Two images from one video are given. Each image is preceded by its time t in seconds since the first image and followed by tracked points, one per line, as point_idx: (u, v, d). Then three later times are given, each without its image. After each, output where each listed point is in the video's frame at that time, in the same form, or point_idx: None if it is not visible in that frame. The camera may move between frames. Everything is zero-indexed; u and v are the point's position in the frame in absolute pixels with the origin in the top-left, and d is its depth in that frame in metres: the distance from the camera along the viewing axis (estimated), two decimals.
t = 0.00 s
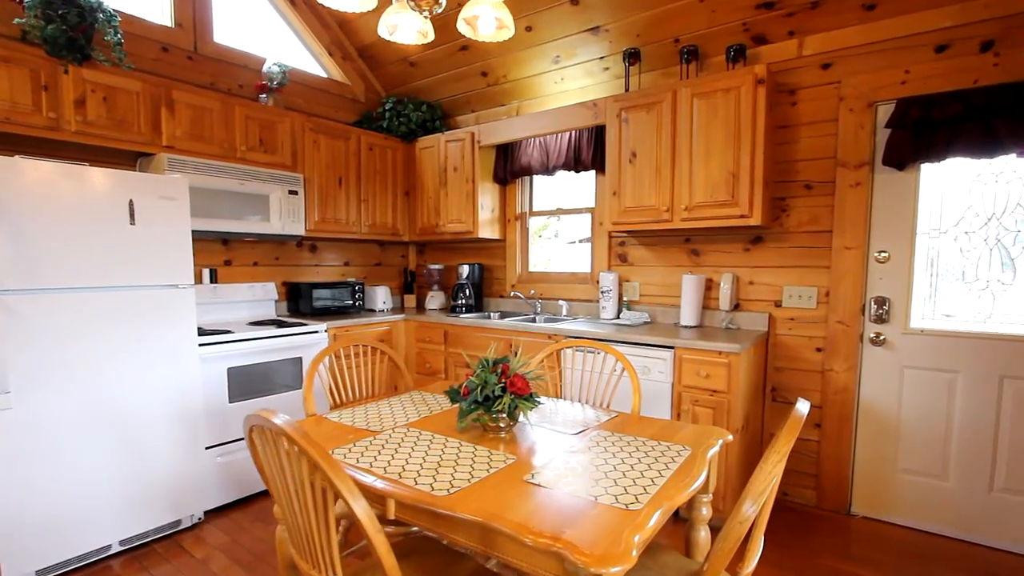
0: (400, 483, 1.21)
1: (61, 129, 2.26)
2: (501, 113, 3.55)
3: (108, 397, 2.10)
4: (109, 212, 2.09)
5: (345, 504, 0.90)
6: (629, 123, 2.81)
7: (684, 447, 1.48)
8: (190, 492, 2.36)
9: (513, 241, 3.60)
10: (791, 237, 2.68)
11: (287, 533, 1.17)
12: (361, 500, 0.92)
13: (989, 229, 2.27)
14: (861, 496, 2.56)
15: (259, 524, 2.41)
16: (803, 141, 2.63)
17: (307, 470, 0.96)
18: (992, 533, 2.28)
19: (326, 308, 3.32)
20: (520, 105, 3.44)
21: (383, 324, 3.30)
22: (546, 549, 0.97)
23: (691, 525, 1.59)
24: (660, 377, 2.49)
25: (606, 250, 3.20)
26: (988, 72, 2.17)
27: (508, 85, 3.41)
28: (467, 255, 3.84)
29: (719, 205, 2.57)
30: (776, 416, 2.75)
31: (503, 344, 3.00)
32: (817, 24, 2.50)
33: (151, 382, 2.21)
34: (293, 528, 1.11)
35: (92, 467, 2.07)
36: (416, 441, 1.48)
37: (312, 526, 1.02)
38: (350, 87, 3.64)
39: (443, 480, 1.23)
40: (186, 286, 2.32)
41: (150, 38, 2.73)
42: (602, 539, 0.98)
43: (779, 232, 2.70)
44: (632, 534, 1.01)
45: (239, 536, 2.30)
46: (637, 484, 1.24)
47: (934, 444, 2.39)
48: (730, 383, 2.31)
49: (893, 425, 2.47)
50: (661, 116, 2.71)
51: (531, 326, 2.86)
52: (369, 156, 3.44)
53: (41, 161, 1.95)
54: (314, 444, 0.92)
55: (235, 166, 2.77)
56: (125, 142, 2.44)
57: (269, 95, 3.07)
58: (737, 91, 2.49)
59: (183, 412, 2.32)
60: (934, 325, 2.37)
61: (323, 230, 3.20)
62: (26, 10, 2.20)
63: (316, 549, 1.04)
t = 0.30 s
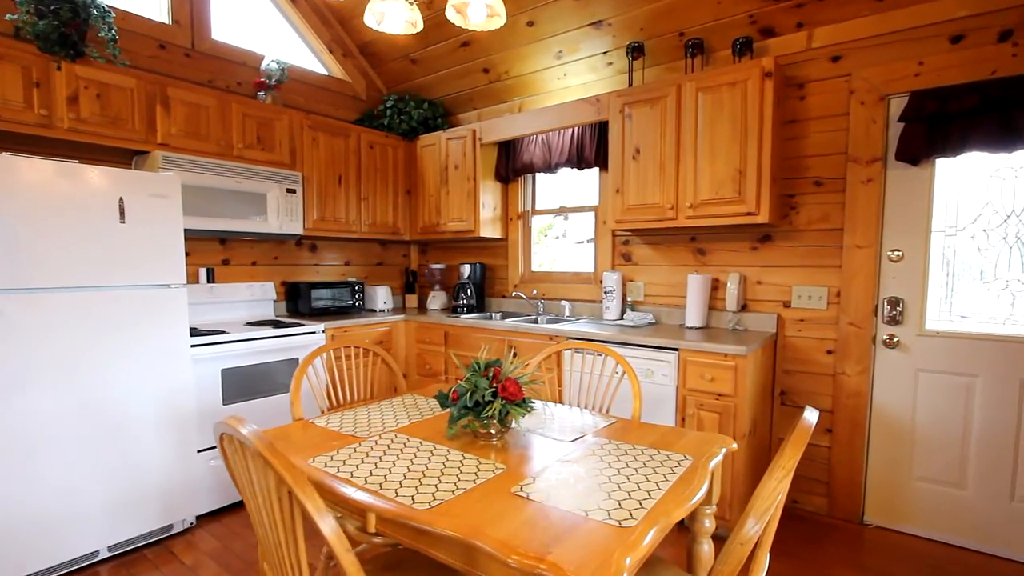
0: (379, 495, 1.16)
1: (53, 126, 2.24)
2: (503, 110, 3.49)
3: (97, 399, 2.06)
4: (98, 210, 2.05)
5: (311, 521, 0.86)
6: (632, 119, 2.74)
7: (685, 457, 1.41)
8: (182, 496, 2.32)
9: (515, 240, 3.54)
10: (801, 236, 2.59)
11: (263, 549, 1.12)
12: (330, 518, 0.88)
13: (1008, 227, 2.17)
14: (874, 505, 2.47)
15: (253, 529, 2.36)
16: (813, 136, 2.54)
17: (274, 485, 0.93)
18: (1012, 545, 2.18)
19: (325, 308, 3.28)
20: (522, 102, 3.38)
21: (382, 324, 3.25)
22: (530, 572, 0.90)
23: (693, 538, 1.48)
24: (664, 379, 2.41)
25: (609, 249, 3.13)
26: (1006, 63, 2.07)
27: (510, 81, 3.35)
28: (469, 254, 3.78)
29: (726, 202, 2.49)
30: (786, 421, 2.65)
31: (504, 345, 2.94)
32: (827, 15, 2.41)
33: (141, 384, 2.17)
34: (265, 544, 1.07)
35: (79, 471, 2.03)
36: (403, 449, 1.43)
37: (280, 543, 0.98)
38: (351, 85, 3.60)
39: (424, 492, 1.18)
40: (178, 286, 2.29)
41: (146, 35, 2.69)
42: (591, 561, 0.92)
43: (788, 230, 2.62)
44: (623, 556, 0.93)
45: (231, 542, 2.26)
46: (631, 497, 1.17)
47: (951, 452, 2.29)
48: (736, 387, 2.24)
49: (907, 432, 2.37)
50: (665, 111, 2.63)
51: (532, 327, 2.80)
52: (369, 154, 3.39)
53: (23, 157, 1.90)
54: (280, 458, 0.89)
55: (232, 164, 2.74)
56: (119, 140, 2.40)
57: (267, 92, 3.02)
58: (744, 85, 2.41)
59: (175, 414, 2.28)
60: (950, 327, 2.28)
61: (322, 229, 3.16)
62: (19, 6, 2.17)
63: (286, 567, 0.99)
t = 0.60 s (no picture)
0: (357, 505, 1.11)
1: (54, 127, 2.22)
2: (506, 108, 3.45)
3: (91, 400, 2.05)
4: (94, 210, 2.05)
5: (274, 537, 0.83)
6: (636, 115, 2.67)
7: (685, 467, 1.33)
8: (178, 499, 2.30)
9: (518, 240, 3.49)
10: (811, 234, 2.50)
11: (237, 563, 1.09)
12: (294, 533, 0.84)
13: None
14: (892, 516, 2.36)
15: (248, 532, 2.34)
16: (823, 131, 2.45)
17: (240, 496, 0.89)
18: None
19: (327, 309, 3.26)
20: (525, 101, 3.34)
21: (384, 324, 3.22)
22: None
23: (697, 553, 1.33)
24: (668, 383, 2.33)
25: (613, 249, 3.07)
26: None
27: (513, 79, 3.31)
28: (472, 254, 3.74)
29: (732, 199, 2.41)
30: (797, 426, 2.56)
31: (505, 347, 2.89)
32: (838, 5, 2.32)
33: (136, 386, 2.16)
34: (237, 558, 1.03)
35: (74, 472, 2.02)
36: (389, 455, 1.38)
37: (248, 557, 0.94)
38: (354, 85, 3.59)
39: (403, 503, 1.13)
40: (174, 286, 2.27)
41: (148, 36, 2.69)
42: None
43: (798, 229, 2.53)
44: None
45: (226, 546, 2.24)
46: (621, 511, 1.10)
47: (973, 460, 2.18)
48: (743, 392, 2.15)
49: (926, 439, 2.27)
50: (669, 107, 2.57)
51: (533, 328, 2.74)
52: (371, 154, 3.37)
53: (17, 157, 1.90)
54: (245, 468, 0.86)
55: (231, 164, 2.73)
56: (119, 140, 2.39)
57: (269, 93, 3.02)
58: (750, 78, 2.34)
59: (172, 416, 2.26)
60: (970, 329, 2.17)
61: (323, 229, 3.14)
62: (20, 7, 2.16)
63: None
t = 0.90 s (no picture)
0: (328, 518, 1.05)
1: (58, 129, 2.24)
2: (511, 106, 3.41)
3: (89, 401, 2.05)
4: (92, 212, 2.05)
5: (226, 559, 0.75)
6: (641, 111, 2.60)
7: (682, 480, 1.24)
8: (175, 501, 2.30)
9: (523, 240, 3.43)
10: (825, 232, 2.39)
11: None
12: (248, 552, 0.76)
13: None
14: (913, 529, 2.24)
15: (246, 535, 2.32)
16: (837, 124, 2.35)
17: (199, 513, 0.84)
18: None
19: (330, 309, 3.25)
20: (529, 98, 3.29)
21: (387, 325, 3.20)
22: None
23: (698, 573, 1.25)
24: (674, 388, 2.23)
25: (619, 248, 2.99)
26: None
27: (518, 77, 3.25)
28: (477, 254, 3.70)
29: (740, 196, 2.32)
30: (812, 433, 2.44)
31: (508, 348, 2.84)
32: None
33: (134, 388, 2.15)
34: None
35: (71, 472, 2.02)
36: (371, 462, 1.32)
37: None
38: (360, 85, 3.57)
39: (378, 517, 1.07)
40: (172, 287, 2.27)
41: (153, 39, 2.71)
42: None
43: (812, 226, 2.42)
44: None
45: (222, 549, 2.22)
46: (610, 530, 1.02)
47: (1001, 472, 2.05)
48: (752, 398, 2.06)
49: (950, 449, 2.14)
50: (675, 102, 2.49)
51: (536, 329, 2.68)
52: (375, 154, 3.36)
53: (20, 159, 1.92)
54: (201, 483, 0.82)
55: (233, 165, 2.72)
56: (122, 142, 2.40)
57: (273, 94, 3.02)
58: (759, 70, 2.25)
59: (171, 419, 2.25)
60: (998, 333, 2.04)
61: (326, 230, 3.13)
62: (26, 11, 2.16)
63: None
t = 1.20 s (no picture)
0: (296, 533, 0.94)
1: (62, 131, 2.23)
2: (516, 103, 3.35)
3: (88, 401, 2.05)
4: (92, 212, 2.05)
5: None
6: (647, 106, 2.52)
7: (679, 496, 1.13)
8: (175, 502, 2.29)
9: (529, 238, 3.37)
10: (841, 230, 2.27)
11: None
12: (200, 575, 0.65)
13: None
14: (936, 544, 2.11)
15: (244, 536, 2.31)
16: (853, 116, 2.24)
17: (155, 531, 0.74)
18: None
19: (334, 309, 3.24)
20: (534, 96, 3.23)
21: (390, 325, 3.17)
22: None
23: None
24: (679, 393, 2.15)
25: (626, 247, 2.91)
26: None
27: (523, 74, 3.20)
28: (482, 254, 3.65)
29: (750, 192, 2.23)
30: (827, 440, 2.33)
31: (510, 350, 2.78)
32: None
33: (132, 389, 2.15)
34: None
35: (71, 472, 2.03)
36: (353, 469, 1.23)
37: None
38: (365, 85, 3.56)
39: (350, 532, 0.95)
40: (172, 287, 2.26)
41: (159, 41, 2.72)
42: None
43: (827, 224, 2.31)
44: None
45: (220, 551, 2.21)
46: (600, 551, 0.91)
47: None
48: (762, 404, 1.96)
49: (978, 460, 2.01)
50: (683, 96, 2.40)
51: (540, 331, 2.62)
52: (379, 153, 3.33)
53: (23, 161, 1.93)
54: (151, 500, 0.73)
55: (237, 166, 2.72)
56: (127, 143, 2.40)
57: (277, 94, 3.01)
58: (769, 61, 2.15)
59: (170, 420, 2.25)
60: None
61: (330, 229, 3.11)
62: (31, 15, 2.17)
63: None
